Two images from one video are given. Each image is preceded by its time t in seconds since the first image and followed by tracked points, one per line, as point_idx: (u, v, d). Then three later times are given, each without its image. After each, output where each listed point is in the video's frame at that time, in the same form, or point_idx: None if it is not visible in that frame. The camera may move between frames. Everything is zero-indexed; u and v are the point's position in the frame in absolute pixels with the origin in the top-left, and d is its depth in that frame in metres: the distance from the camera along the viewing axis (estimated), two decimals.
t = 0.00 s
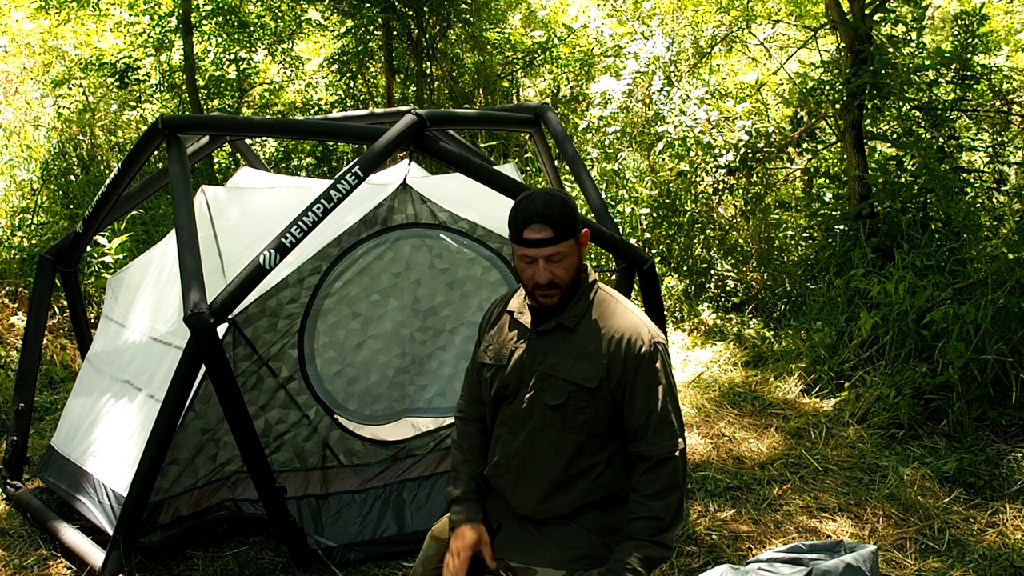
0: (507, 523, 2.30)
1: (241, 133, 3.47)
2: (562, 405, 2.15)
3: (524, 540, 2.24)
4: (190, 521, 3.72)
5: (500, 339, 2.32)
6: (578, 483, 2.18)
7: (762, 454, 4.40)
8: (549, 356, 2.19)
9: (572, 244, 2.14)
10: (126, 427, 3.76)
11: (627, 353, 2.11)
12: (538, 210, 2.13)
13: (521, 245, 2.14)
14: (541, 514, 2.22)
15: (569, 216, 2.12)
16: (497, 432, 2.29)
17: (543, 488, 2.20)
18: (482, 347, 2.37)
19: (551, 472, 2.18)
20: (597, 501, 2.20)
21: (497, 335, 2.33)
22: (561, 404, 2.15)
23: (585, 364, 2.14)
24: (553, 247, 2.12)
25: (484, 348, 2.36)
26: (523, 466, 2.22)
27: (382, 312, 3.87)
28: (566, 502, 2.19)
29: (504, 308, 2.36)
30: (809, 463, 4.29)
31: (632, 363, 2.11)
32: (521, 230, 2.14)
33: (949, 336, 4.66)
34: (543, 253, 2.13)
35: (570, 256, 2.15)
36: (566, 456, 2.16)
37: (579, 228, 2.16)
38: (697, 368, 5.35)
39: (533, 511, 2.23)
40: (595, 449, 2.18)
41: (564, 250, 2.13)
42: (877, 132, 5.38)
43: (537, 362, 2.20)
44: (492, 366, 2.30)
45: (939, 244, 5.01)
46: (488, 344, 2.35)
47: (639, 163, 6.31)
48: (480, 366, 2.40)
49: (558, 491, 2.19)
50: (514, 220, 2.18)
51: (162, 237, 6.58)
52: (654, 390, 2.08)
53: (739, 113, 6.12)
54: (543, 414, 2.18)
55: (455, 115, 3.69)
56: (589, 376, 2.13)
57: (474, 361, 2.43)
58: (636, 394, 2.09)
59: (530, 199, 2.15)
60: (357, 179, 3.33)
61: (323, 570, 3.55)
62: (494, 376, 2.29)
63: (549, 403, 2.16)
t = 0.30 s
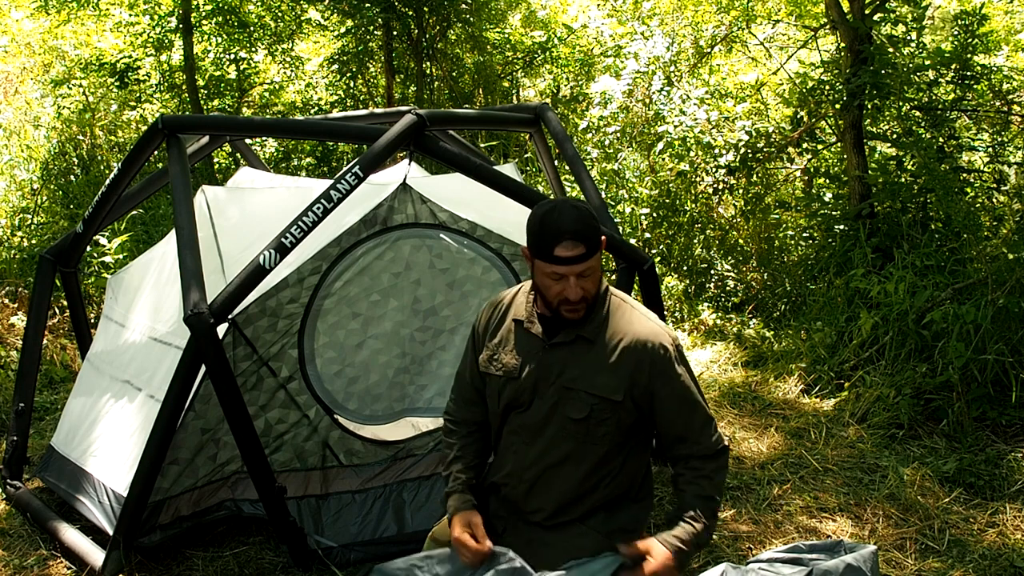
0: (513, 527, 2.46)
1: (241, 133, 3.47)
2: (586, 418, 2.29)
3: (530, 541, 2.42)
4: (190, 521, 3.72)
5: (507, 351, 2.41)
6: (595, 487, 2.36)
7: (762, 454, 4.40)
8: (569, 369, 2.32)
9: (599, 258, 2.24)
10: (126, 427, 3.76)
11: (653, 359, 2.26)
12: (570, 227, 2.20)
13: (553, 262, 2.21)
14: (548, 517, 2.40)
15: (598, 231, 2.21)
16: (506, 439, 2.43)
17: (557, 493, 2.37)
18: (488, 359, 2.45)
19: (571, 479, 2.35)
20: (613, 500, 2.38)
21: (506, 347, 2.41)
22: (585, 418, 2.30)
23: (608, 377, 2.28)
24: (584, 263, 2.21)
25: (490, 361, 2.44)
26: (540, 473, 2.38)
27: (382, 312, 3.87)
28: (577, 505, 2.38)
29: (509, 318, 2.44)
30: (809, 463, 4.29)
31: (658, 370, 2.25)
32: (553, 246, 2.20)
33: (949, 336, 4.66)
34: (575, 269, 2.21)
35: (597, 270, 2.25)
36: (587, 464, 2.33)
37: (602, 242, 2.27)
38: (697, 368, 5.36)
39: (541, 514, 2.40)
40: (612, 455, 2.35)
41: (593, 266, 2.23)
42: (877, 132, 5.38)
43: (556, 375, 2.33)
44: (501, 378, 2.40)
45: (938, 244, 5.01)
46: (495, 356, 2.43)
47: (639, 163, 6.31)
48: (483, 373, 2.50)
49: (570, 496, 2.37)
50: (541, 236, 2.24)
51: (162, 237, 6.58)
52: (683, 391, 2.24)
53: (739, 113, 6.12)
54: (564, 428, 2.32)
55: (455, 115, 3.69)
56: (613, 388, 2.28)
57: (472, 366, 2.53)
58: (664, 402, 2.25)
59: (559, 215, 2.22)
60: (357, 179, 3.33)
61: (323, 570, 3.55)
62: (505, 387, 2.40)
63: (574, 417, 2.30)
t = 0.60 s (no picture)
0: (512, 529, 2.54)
1: (241, 133, 3.47)
2: (586, 432, 2.37)
3: (528, 541, 2.51)
4: (190, 521, 3.72)
5: (512, 351, 2.48)
6: (594, 494, 2.45)
7: (762, 454, 4.40)
8: (572, 381, 2.38)
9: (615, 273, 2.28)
10: (126, 427, 3.76)
11: (655, 383, 2.30)
12: (588, 242, 2.23)
13: (568, 276, 2.25)
14: (548, 521, 2.48)
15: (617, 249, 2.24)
16: (507, 441, 2.51)
17: (556, 498, 2.46)
18: (494, 356, 2.51)
19: (571, 487, 2.44)
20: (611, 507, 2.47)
21: (512, 348, 2.48)
22: (585, 431, 2.37)
23: (611, 393, 2.34)
24: (599, 279, 2.25)
25: (495, 359, 2.51)
26: (541, 479, 2.46)
27: (382, 312, 3.87)
28: (576, 510, 2.47)
29: (518, 318, 2.50)
30: (809, 463, 4.29)
31: (663, 390, 2.30)
32: (569, 260, 2.23)
33: (949, 336, 4.66)
34: (590, 284, 2.25)
35: (611, 285, 2.29)
36: (586, 473, 2.42)
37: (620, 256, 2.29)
38: (697, 368, 5.35)
39: (539, 516, 2.50)
40: (613, 466, 2.42)
41: (608, 281, 2.26)
42: (877, 132, 5.38)
43: (558, 384, 2.40)
44: (504, 379, 2.47)
45: (938, 244, 5.01)
46: (501, 355, 2.50)
47: (639, 163, 6.31)
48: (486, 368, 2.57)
49: (569, 501, 2.45)
50: (558, 246, 2.27)
51: (162, 237, 6.58)
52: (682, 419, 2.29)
53: (739, 113, 6.12)
54: (565, 439, 2.40)
55: (455, 115, 3.69)
56: (616, 406, 2.33)
57: (477, 359, 2.59)
58: (665, 425, 2.29)
59: (579, 228, 2.24)
60: (357, 179, 3.34)
61: (323, 570, 3.56)
62: (506, 389, 2.47)
63: (574, 430, 2.38)
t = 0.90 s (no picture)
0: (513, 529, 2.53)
1: (241, 133, 3.47)
2: (593, 422, 2.40)
3: (531, 539, 2.49)
4: (189, 521, 3.72)
5: (513, 349, 2.52)
6: (600, 487, 2.45)
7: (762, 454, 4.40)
8: (576, 373, 2.43)
9: (612, 260, 2.34)
10: (126, 427, 3.76)
11: (663, 364, 2.38)
12: (584, 227, 2.30)
13: (564, 261, 2.31)
14: (553, 516, 2.47)
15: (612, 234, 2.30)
16: (511, 439, 2.52)
17: (562, 492, 2.46)
18: (495, 354, 2.56)
19: (578, 480, 2.45)
20: (617, 502, 2.47)
21: (514, 345, 2.53)
22: (592, 422, 2.41)
23: (616, 380, 2.40)
24: (594, 262, 2.31)
25: (497, 357, 2.55)
26: (547, 473, 2.47)
27: (382, 312, 3.87)
28: (582, 504, 2.46)
29: (518, 316, 2.55)
30: (809, 463, 4.29)
31: (669, 376, 2.38)
32: (565, 244, 2.30)
33: (949, 336, 4.66)
34: (586, 268, 2.30)
35: (608, 271, 2.35)
36: (591, 466, 2.44)
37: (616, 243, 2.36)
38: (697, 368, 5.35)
39: (544, 512, 2.48)
40: (619, 458, 2.44)
41: (604, 266, 2.32)
42: (877, 132, 5.38)
43: (562, 377, 2.44)
44: (506, 375, 2.51)
45: (938, 244, 5.01)
46: (502, 354, 2.55)
47: (640, 163, 6.31)
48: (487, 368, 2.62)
49: (576, 494, 2.45)
50: (553, 233, 2.33)
51: (162, 237, 6.57)
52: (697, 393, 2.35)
53: (740, 113, 6.12)
54: (572, 430, 2.43)
55: (455, 115, 3.69)
56: (623, 393, 2.39)
57: (476, 361, 2.65)
58: (675, 406, 2.36)
59: (574, 214, 2.31)
60: (357, 179, 3.33)
61: (323, 570, 3.56)
62: (509, 386, 2.50)
63: (581, 421, 2.41)
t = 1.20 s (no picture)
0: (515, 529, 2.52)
1: (241, 133, 3.47)
2: (592, 413, 2.41)
3: (534, 538, 2.49)
4: (190, 521, 3.73)
5: (510, 348, 2.55)
6: (601, 481, 2.45)
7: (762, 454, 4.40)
8: (573, 365, 2.44)
9: (585, 231, 2.42)
10: (126, 427, 3.76)
11: (658, 355, 2.39)
12: (553, 199, 2.42)
13: (537, 233, 2.41)
14: (555, 513, 2.47)
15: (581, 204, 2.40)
16: (513, 438, 2.53)
17: (563, 488, 2.46)
18: (494, 355, 2.58)
19: (579, 474, 2.44)
20: (619, 497, 2.46)
21: (511, 343, 2.55)
22: (591, 413, 2.41)
23: (613, 371, 2.41)
24: (566, 233, 2.40)
25: (496, 356, 2.57)
26: (548, 469, 2.47)
27: (382, 312, 3.87)
28: (585, 499, 2.46)
29: (514, 315, 2.58)
30: (809, 463, 4.29)
31: (665, 365, 2.38)
32: (536, 217, 2.42)
33: (949, 336, 4.66)
34: (558, 238, 2.40)
35: (585, 244, 2.42)
36: (592, 460, 2.43)
37: (591, 219, 2.45)
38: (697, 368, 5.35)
39: (547, 510, 2.48)
40: (620, 451, 2.44)
41: (577, 237, 2.41)
42: (877, 132, 5.38)
43: (559, 370, 2.45)
44: (505, 374, 2.53)
45: (938, 244, 5.01)
46: (500, 354, 2.57)
47: (639, 163, 6.31)
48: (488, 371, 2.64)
49: (578, 489, 2.45)
50: (526, 212, 2.45)
51: (162, 237, 6.58)
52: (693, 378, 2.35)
53: (739, 113, 6.13)
54: (571, 423, 2.43)
55: (455, 115, 3.69)
56: (620, 383, 2.39)
57: (476, 366, 2.67)
58: (672, 393, 2.36)
59: (543, 190, 2.45)
60: (357, 179, 3.33)
61: (323, 570, 3.56)
62: (508, 384, 2.52)
63: (580, 412, 2.42)
